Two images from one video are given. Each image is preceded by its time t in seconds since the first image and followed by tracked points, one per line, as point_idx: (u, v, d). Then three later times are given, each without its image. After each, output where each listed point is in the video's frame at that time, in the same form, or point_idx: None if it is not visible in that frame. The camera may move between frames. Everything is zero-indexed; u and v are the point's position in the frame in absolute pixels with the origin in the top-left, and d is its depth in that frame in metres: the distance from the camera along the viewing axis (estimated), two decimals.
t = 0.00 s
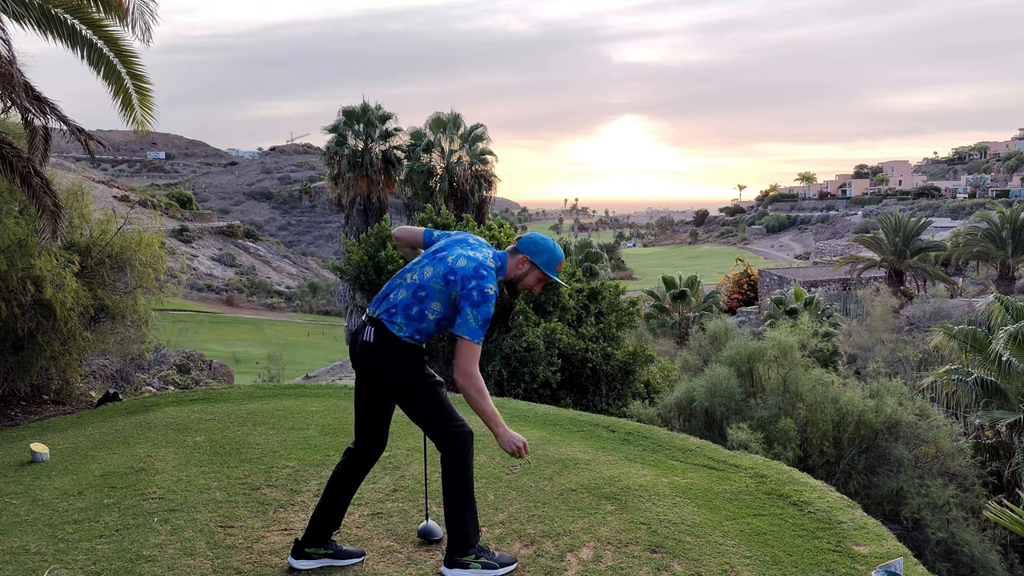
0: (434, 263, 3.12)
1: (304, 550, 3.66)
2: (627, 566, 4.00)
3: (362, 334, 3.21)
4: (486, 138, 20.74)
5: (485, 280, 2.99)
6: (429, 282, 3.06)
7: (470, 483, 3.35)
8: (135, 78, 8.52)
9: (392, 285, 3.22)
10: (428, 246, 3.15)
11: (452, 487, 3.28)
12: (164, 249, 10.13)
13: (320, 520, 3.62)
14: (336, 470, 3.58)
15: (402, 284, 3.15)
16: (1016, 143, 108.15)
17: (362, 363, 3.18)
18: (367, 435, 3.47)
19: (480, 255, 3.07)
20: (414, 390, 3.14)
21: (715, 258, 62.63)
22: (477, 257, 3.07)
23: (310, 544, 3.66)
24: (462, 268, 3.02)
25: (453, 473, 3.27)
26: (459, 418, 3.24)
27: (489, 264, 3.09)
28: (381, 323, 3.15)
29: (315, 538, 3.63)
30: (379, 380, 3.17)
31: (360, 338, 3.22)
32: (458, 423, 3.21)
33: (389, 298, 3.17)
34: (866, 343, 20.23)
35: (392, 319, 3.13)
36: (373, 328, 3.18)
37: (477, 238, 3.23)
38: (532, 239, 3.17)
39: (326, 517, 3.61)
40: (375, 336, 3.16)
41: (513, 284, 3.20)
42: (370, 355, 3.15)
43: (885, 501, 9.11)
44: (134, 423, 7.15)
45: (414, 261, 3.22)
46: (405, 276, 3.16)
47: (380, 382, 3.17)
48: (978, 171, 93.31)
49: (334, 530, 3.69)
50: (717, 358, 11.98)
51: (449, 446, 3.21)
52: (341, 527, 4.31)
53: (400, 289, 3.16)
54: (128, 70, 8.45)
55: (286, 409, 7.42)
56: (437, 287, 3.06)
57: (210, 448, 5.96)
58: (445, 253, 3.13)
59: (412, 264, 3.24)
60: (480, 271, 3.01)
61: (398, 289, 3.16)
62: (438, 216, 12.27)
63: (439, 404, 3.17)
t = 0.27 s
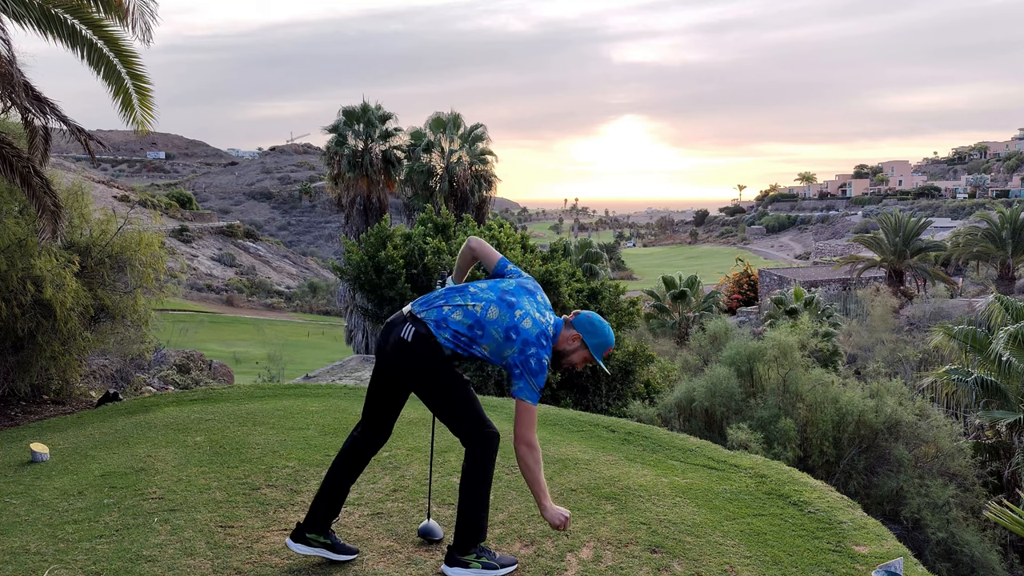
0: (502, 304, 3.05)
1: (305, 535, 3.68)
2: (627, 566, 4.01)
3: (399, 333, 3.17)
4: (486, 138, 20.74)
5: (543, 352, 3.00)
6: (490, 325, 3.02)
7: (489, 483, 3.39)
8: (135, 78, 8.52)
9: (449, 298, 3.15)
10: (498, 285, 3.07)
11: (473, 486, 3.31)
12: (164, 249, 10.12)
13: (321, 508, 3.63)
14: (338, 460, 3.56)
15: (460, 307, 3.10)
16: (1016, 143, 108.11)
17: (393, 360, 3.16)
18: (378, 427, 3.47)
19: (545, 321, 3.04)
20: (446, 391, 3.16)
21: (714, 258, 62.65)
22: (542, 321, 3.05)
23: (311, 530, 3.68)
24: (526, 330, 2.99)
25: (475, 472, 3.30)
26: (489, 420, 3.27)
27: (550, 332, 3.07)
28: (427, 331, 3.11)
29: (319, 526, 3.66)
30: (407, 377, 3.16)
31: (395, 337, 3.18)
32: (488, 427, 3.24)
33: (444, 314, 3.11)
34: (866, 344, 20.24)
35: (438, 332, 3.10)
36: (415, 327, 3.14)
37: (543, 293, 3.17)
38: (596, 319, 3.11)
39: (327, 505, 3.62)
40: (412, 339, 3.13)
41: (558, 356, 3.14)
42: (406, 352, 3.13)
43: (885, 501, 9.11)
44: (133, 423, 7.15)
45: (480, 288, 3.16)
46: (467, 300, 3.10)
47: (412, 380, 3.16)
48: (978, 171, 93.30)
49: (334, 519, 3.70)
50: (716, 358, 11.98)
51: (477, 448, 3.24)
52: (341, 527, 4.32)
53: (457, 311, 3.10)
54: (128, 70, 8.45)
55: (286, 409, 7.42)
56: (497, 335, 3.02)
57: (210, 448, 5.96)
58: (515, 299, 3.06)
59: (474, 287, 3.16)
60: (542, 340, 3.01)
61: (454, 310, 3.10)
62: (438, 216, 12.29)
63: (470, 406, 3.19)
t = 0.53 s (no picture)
0: (529, 330, 3.07)
1: (296, 518, 3.65)
2: (627, 566, 4.00)
3: (422, 338, 3.17)
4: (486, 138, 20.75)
5: (561, 386, 3.06)
6: (514, 350, 3.04)
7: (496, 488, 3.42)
8: (135, 78, 8.52)
9: (478, 314, 3.15)
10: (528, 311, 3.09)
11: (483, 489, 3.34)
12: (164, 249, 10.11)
13: (317, 497, 3.60)
14: (340, 449, 3.53)
15: (487, 325, 3.11)
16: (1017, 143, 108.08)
17: (414, 360, 3.17)
18: (381, 424, 3.42)
19: (567, 355, 3.09)
20: (464, 398, 3.16)
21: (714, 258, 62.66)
22: (564, 354, 3.10)
23: (303, 515, 3.64)
24: (548, 362, 3.04)
25: (484, 475, 3.34)
26: (505, 427, 3.32)
27: (569, 366, 3.12)
28: (453, 344, 3.13)
29: (312, 515, 3.63)
30: (425, 378, 3.17)
31: (418, 340, 3.18)
32: (505, 434, 3.29)
33: (470, 329, 3.12)
34: (866, 344, 20.24)
35: (463, 348, 3.12)
36: (439, 334, 3.16)
37: (567, 325, 3.21)
38: (614, 358, 3.13)
39: (323, 493, 3.60)
40: (436, 345, 3.14)
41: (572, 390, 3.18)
42: (427, 357, 3.13)
43: (885, 501, 9.10)
44: (134, 422, 7.15)
45: (508, 308, 3.17)
46: (494, 319, 3.11)
47: (430, 383, 3.17)
48: (978, 171, 93.30)
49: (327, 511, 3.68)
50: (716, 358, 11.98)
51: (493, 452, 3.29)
52: (341, 527, 4.32)
53: (483, 329, 3.11)
54: (128, 70, 8.45)
55: (286, 409, 7.42)
56: (519, 361, 3.04)
57: (211, 448, 5.96)
58: (541, 329, 3.10)
59: (503, 307, 3.18)
60: (560, 374, 3.06)
61: (481, 329, 3.10)
62: (438, 216, 12.30)
63: (488, 412, 3.21)
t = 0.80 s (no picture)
0: (537, 330, 3.07)
1: (301, 517, 3.66)
2: (627, 566, 4.00)
3: (429, 337, 3.18)
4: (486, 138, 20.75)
5: (569, 385, 3.06)
6: (522, 350, 3.04)
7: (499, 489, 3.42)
8: (136, 78, 8.52)
9: (486, 314, 3.15)
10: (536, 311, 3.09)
11: (486, 491, 3.34)
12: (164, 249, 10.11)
13: (322, 495, 3.61)
14: (345, 448, 3.53)
15: (495, 325, 3.11)
16: (1017, 143, 108.08)
17: (421, 360, 3.17)
18: (387, 422, 3.42)
19: (575, 354, 3.09)
20: (470, 398, 3.16)
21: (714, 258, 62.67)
22: (572, 354, 3.10)
23: (307, 514, 3.65)
24: (556, 361, 3.04)
25: (487, 476, 3.34)
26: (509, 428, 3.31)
27: (577, 366, 3.12)
28: (459, 344, 3.13)
29: (315, 514, 3.63)
30: (432, 378, 3.17)
31: (425, 339, 3.18)
32: (508, 435, 3.29)
33: (478, 329, 3.12)
34: (866, 344, 20.24)
35: (471, 348, 3.12)
36: (447, 334, 3.16)
37: (575, 325, 3.20)
38: (622, 359, 3.15)
39: (329, 492, 3.60)
40: (443, 345, 3.14)
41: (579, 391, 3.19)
42: (435, 356, 3.14)
43: (885, 501, 9.10)
44: (134, 423, 7.15)
45: (516, 308, 3.17)
46: (502, 319, 3.11)
47: (438, 384, 3.17)
48: (979, 171, 93.35)
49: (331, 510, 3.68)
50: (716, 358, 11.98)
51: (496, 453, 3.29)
52: (341, 527, 4.32)
53: (491, 329, 3.11)
54: (128, 70, 8.45)
55: (286, 409, 7.42)
56: (527, 361, 3.04)
57: (211, 448, 5.96)
58: (549, 328, 3.09)
59: (511, 307, 3.18)
60: (569, 373, 3.06)
61: (489, 328, 3.11)
62: (438, 216, 12.30)
63: (493, 413, 3.22)
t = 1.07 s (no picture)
0: (540, 332, 3.07)
1: (302, 516, 3.66)
2: (627, 566, 4.00)
3: (433, 339, 3.18)
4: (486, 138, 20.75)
5: (571, 388, 3.06)
6: (525, 353, 3.04)
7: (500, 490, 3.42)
8: (136, 78, 8.51)
9: (489, 316, 3.16)
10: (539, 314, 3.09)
11: (487, 491, 3.34)
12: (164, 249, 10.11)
13: (323, 495, 3.61)
14: (348, 448, 3.53)
15: (498, 327, 3.11)
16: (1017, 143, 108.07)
17: (425, 361, 3.17)
18: (389, 422, 3.42)
19: (578, 358, 3.09)
20: (472, 398, 3.16)
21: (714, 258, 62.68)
22: (574, 357, 3.10)
23: (309, 513, 3.65)
24: (559, 364, 3.04)
25: (488, 477, 3.34)
26: (510, 428, 3.31)
27: (580, 369, 3.12)
28: (462, 346, 3.13)
29: (316, 513, 3.63)
30: (435, 378, 3.17)
31: (429, 340, 3.18)
32: (510, 436, 3.29)
33: (481, 331, 3.12)
34: (866, 344, 20.24)
35: (474, 350, 3.12)
36: (451, 335, 3.17)
37: (578, 328, 3.20)
38: (625, 363, 3.15)
39: (330, 491, 3.60)
40: (447, 345, 3.14)
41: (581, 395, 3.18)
42: (437, 357, 3.14)
43: (885, 501, 9.10)
44: (133, 423, 7.15)
45: (520, 311, 3.17)
46: (505, 321, 3.11)
47: (441, 385, 3.17)
48: (978, 171, 93.36)
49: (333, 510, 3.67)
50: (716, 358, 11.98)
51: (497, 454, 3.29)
52: (341, 527, 4.32)
53: (494, 331, 3.11)
54: (128, 70, 8.45)
55: (286, 408, 7.42)
56: (530, 363, 3.04)
57: (210, 448, 5.96)
58: (552, 331, 3.09)
59: (514, 309, 3.18)
60: (571, 376, 3.06)
61: (492, 330, 3.11)
62: (438, 216, 12.30)
63: (495, 413, 3.22)
